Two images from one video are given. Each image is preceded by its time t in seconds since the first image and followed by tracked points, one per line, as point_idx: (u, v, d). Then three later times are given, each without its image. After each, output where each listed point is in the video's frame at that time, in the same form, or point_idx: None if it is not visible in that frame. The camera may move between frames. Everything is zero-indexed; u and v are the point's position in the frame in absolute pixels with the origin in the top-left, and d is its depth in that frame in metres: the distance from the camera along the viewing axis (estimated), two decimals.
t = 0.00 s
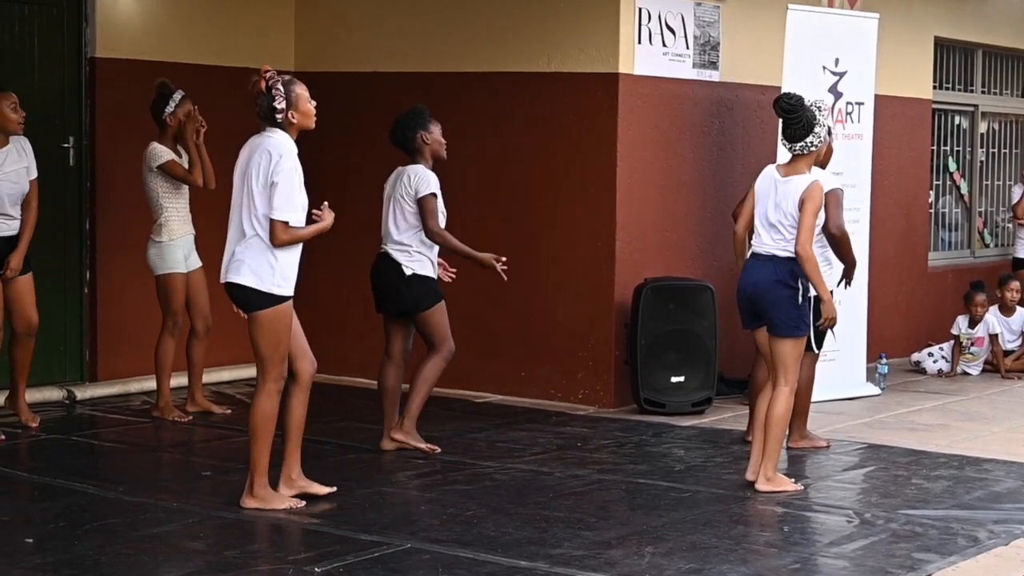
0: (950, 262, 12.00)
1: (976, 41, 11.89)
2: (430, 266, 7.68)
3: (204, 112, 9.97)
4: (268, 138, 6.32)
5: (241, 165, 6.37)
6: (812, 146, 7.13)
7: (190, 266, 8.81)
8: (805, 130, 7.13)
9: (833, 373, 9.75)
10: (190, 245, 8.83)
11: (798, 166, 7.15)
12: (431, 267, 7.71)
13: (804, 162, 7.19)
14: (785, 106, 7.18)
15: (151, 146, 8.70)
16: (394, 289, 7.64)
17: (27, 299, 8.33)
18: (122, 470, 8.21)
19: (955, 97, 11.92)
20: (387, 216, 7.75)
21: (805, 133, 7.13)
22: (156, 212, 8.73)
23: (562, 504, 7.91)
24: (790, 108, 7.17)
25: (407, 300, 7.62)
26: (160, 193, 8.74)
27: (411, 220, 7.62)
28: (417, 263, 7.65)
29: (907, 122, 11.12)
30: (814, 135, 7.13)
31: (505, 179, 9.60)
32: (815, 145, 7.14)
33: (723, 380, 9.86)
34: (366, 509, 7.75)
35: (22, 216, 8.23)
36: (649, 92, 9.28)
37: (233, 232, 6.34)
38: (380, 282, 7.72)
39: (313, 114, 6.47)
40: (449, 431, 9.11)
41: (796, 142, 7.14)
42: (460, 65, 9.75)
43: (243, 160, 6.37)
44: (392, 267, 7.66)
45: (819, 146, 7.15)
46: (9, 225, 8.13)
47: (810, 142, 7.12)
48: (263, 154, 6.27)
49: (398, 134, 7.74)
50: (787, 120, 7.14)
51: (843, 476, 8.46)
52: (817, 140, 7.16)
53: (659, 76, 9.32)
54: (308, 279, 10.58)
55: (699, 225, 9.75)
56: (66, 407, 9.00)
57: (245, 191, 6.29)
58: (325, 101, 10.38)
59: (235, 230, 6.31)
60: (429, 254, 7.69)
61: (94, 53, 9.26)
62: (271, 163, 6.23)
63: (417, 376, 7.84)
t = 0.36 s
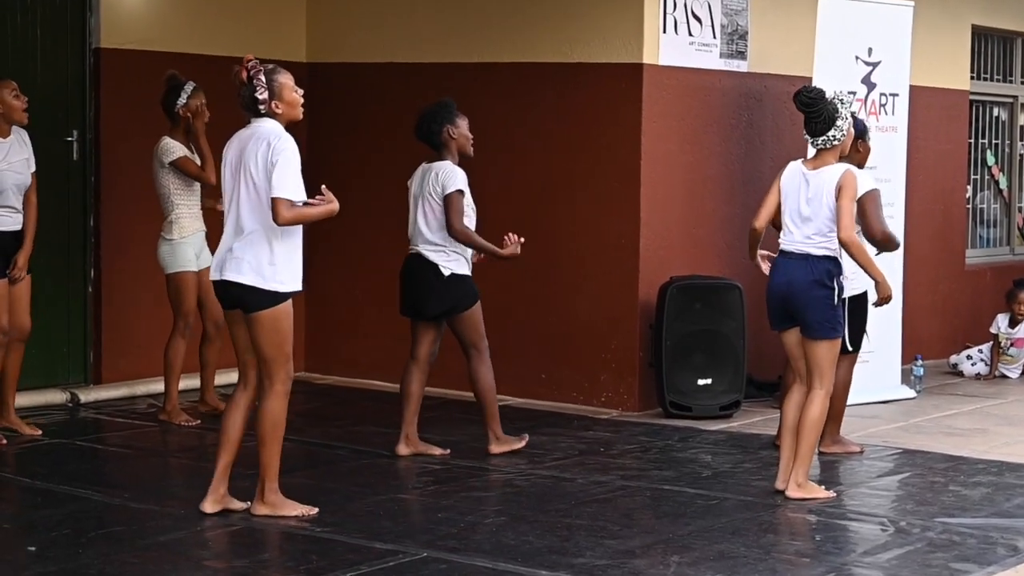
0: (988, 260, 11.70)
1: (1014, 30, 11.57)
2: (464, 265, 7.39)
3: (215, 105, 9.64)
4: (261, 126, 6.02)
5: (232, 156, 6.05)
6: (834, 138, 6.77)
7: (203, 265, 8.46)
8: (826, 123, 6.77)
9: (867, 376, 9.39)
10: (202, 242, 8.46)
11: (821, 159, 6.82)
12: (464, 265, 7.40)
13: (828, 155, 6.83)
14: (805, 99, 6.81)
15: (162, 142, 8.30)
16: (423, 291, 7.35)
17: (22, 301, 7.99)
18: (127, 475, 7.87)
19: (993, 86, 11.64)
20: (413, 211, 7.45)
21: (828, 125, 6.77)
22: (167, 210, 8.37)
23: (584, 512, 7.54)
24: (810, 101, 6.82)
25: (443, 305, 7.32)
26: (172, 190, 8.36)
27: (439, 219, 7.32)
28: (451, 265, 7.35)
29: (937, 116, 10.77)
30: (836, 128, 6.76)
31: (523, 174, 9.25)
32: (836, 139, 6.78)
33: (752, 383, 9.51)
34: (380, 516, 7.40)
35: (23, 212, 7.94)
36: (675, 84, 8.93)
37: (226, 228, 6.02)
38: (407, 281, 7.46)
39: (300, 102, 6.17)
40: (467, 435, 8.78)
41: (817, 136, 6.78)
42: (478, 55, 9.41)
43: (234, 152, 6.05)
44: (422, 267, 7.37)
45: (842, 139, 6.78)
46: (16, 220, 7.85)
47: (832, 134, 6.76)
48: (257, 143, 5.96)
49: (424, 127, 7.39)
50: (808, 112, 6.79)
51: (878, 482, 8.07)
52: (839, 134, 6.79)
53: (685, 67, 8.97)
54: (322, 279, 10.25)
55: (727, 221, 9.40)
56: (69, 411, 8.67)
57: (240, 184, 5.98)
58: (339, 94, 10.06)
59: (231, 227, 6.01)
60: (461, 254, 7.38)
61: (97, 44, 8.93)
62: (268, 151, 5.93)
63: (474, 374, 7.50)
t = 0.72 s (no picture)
0: None
1: None
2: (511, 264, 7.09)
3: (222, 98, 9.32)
4: (241, 124, 5.80)
5: (209, 154, 5.82)
6: (850, 129, 6.47)
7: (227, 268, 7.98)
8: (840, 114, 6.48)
9: (897, 379, 9.05)
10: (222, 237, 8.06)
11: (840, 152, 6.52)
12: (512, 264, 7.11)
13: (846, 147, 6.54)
14: (816, 94, 6.53)
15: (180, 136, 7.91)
16: (465, 291, 7.07)
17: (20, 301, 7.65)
18: (130, 483, 7.52)
19: None
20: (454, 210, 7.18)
21: (842, 118, 6.48)
22: (185, 206, 7.96)
23: (603, 521, 7.15)
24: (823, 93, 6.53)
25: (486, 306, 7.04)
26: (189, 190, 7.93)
27: (484, 217, 7.04)
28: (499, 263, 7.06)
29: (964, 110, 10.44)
30: (851, 121, 6.47)
31: (539, 171, 8.94)
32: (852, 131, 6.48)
33: (777, 387, 9.18)
34: (391, 525, 7.02)
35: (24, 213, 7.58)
36: (697, 76, 8.60)
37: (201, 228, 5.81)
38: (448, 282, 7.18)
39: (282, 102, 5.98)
40: (482, 441, 8.44)
41: (833, 131, 6.49)
42: (492, 47, 9.10)
43: (211, 149, 5.83)
44: (467, 266, 7.08)
45: (860, 130, 6.48)
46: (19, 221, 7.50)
47: (848, 126, 6.47)
48: (237, 138, 5.76)
49: (467, 124, 7.11)
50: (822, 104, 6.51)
51: (908, 490, 7.69)
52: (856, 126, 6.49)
53: (708, 58, 8.65)
54: (332, 280, 9.94)
55: (752, 219, 9.08)
56: (69, 415, 8.39)
57: (217, 182, 5.75)
58: (349, 88, 9.75)
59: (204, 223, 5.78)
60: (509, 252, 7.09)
61: (98, 36, 8.65)
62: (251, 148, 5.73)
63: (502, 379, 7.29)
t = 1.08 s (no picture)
0: None
1: None
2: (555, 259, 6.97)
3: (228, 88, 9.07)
4: (237, 118, 5.59)
5: (202, 149, 5.60)
6: (868, 123, 6.21)
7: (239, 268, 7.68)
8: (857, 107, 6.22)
9: (921, 381, 8.80)
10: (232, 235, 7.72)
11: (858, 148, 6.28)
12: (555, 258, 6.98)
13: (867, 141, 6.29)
14: (831, 87, 6.27)
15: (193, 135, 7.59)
16: (506, 284, 6.94)
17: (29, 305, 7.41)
18: (136, 484, 7.18)
19: None
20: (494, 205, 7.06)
21: (858, 111, 6.22)
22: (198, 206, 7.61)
23: (619, 527, 6.85)
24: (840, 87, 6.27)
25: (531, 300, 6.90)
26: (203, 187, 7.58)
27: (525, 211, 6.91)
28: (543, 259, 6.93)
29: (981, 110, 10.19)
30: (868, 115, 6.21)
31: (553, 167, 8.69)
32: (869, 125, 6.22)
33: (798, 389, 8.93)
34: (400, 530, 6.72)
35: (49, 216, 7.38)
36: (715, 69, 8.36)
37: (196, 228, 5.59)
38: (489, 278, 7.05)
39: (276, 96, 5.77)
40: (494, 445, 8.19)
41: (849, 126, 6.24)
42: (505, 37, 8.86)
43: (204, 145, 5.61)
44: (507, 260, 6.96)
45: (875, 124, 6.23)
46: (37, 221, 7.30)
47: (865, 120, 6.21)
48: (234, 134, 5.54)
49: (508, 118, 6.95)
50: (838, 98, 6.26)
51: (933, 495, 7.39)
52: (876, 119, 6.23)
53: (727, 50, 8.41)
54: (341, 281, 9.70)
55: (772, 216, 8.84)
56: (69, 419, 8.17)
57: (214, 179, 5.53)
58: (358, 81, 9.52)
59: (202, 223, 5.56)
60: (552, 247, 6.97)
61: (101, 27, 8.43)
62: (248, 145, 5.50)
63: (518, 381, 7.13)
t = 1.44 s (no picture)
0: None
1: None
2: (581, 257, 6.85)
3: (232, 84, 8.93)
4: (245, 117, 5.49)
5: (212, 147, 5.50)
6: (891, 118, 6.06)
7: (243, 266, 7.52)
8: (878, 101, 6.07)
9: (938, 381, 8.65)
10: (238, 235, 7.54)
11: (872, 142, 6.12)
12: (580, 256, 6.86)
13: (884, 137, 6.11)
14: (851, 81, 6.12)
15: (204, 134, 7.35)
16: (535, 283, 6.79)
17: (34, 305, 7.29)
18: (137, 486, 7.04)
19: None
20: (514, 201, 6.86)
21: (880, 105, 6.06)
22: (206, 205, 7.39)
23: (630, 530, 6.70)
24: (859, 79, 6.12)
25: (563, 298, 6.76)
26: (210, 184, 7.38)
27: (555, 212, 6.75)
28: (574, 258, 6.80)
29: (997, 106, 10.03)
30: (890, 108, 6.06)
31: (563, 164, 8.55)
32: (891, 119, 6.06)
33: (813, 390, 8.79)
34: (407, 533, 6.56)
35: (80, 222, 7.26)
36: (728, 64, 8.21)
37: (203, 226, 5.49)
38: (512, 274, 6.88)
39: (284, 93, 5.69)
40: (503, 446, 8.04)
41: (871, 119, 6.07)
42: (514, 33, 8.72)
43: (212, 143, 5.51)
44: (535, 259, 6.78)
45: (896, 117, 6.09)
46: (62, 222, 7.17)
47: (889, 113, 6.06)
48: (242, 133, 5.43)
49: (529, 115, 6.77)
50: (856, 93, 6.10)
51: (950, 497, 7.23)
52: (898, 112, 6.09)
53: (740, 44, 8.26)
54: (349, 280, 9.57)
55: (786, 214, 8.69)
56: (72, 420, 8.04)
57: (223, 178, 5.43)
58: (365, 78, 9.38)
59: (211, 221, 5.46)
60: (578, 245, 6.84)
61: (102, 23, 8.30)
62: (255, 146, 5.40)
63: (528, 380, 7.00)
